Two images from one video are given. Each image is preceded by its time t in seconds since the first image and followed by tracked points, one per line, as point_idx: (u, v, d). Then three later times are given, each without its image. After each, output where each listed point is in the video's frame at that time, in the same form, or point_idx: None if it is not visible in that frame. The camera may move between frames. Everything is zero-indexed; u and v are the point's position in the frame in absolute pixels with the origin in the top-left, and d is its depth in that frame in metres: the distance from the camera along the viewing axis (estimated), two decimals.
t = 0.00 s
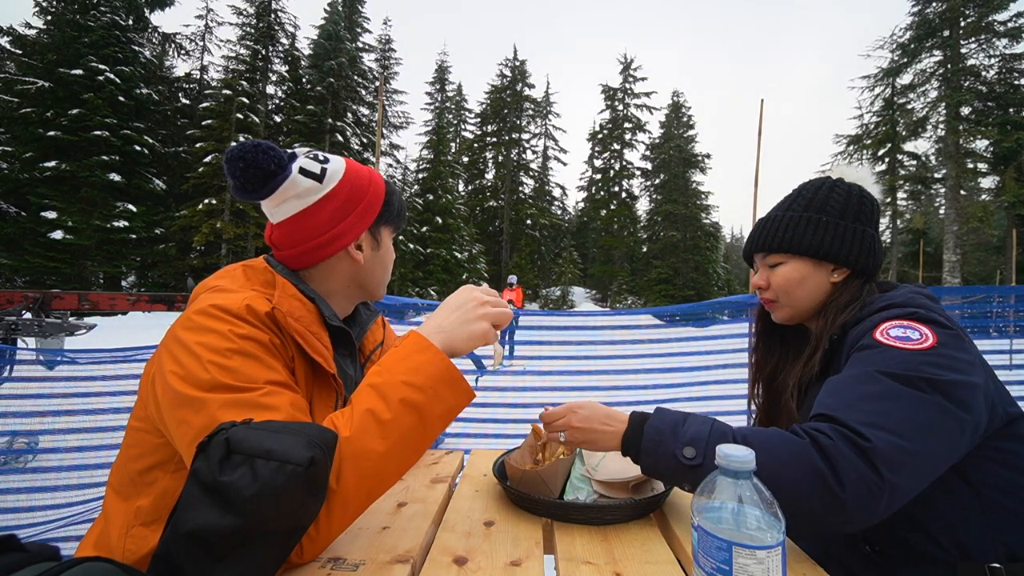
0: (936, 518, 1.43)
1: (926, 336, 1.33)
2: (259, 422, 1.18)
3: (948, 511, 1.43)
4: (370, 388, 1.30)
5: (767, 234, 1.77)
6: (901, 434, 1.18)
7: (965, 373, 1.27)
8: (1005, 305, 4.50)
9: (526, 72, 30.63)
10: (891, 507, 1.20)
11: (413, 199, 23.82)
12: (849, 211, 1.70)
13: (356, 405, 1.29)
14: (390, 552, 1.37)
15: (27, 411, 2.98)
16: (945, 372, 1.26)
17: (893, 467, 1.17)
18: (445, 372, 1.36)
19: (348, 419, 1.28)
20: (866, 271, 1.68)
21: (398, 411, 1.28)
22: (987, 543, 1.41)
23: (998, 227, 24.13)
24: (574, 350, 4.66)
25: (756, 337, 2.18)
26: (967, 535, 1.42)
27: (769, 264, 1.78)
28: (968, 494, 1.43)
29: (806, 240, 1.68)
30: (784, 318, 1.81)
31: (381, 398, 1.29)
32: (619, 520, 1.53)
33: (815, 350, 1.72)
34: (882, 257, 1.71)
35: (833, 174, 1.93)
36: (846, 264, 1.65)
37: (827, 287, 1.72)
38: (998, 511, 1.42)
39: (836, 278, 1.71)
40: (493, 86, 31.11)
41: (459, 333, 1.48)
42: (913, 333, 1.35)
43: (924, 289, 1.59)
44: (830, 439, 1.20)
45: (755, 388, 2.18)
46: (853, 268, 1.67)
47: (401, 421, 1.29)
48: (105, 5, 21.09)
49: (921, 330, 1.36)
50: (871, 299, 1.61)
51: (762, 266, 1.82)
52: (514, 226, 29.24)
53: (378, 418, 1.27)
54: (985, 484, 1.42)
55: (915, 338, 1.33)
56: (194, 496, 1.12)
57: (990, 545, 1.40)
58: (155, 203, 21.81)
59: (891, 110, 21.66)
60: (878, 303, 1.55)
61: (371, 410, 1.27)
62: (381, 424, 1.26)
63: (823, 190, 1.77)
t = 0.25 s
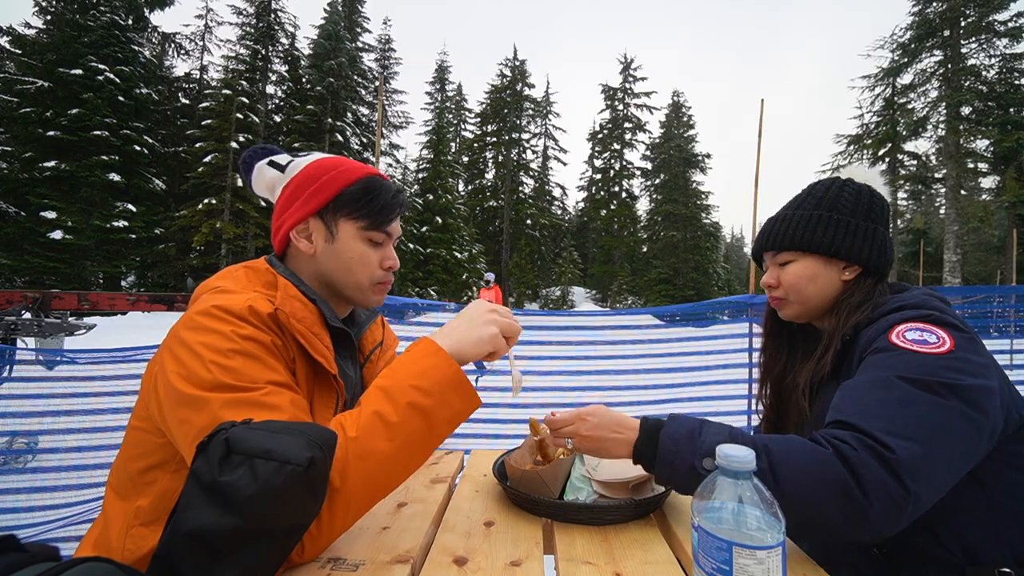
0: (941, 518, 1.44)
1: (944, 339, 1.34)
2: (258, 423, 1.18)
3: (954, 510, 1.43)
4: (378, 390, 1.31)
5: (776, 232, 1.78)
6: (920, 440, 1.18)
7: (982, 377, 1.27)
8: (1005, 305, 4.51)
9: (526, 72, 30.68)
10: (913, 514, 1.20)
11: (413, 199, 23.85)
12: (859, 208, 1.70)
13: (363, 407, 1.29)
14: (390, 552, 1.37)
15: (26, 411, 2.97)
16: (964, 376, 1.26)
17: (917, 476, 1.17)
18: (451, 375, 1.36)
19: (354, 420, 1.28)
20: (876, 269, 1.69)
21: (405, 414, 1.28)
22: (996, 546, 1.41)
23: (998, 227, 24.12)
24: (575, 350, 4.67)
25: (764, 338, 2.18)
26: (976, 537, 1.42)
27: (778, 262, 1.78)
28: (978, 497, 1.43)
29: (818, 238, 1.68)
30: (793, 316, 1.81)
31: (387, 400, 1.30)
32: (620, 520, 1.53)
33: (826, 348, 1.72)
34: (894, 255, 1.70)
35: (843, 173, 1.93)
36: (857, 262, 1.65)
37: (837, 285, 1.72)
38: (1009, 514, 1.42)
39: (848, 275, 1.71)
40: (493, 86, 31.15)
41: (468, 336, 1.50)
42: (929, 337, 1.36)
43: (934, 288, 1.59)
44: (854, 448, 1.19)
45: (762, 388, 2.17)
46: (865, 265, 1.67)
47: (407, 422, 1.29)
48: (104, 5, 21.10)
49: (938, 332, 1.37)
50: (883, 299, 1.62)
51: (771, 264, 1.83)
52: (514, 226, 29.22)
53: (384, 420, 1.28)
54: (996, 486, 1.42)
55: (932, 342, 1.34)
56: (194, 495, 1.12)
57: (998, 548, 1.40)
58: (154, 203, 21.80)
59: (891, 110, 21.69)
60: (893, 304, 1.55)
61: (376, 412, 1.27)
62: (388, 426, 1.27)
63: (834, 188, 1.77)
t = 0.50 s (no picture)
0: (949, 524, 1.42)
1: (951, 340, 1.33)
2: (259, 423, 1.17)
3: (962, 516, 1.42)
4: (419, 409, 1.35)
5: (772, 235, 1.77)
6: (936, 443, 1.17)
7: (990, 377, 1.26)
8: (1008, 305, 4.50)
9: (526, 70, 30.69)
10: (926, 515, 1.19)
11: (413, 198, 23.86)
12: (853, 209, 1.70)
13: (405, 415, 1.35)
14: (390, 553, 1.37)
15: (23, 412, 2.96)
16: (970, 377, 1.25)
17: (931, 477, 1.16)
18: (483, 416, 1.38)
19: (396, 427, 1.33)
20: (875, 272, 1.68)
21: (439, 438, 1.31)
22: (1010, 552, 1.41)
23: (1001, 227, 24.09)
24: (575, 350, 4.68)
25: (761, 341, 2.17)
26: (984, 541, 1.41)
27: (775, 266, 1.77)
28: (987, 502, 1.42)
29: (815, 241, 1.67)
30: (791, 320, 1.80)
31: (427, 424, 1.32)
32: (620, 521, 1.52)
33: (828, 352, 1.70)
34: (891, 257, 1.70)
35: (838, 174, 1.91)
36: (856, 264, 1.64)
37: (836, 288, 1.71)
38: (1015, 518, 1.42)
39: (845, 278, 1.70)
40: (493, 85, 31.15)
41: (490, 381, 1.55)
42: (937, 337, 1.34)
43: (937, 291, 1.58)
44: (865, 448, 1.18)
45: (761, 391, 2.16)
46: (861, 268, 1.66)
47: (441, 443, 1.32)
48: (102, 3, 21.07)
49: (943, 333, 1.35)
50: (887, 301, 1.61)
51: (768, 268, 1.81)
52: (514, 226, 29.20)
53: (421, 440, 1.30)
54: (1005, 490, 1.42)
55: (940, 342, 1.32)
56: (193, 496, 1.12)
57: (1010, 554, 1.41)
58: (153, 202, 21.78)
59: (893, 109, 21.66)
60: (895, 306, 1.55)
61: (414, 431, 1.30)
62: (423, 447, 1.29)
63: (829, 190, 1.77)
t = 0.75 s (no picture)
0: (943, 523, 1.41)
1: (952, 343, 1.32)
2: (258, 423, 1.16)
3: (958, 516, 1.42)
4: (414, 407, 1.35)
5: (770, 236, 1.76)
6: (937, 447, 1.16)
7: (992, 380, 1.25)
8: (1011, 305, 4.49)
9: (526, 69, 30.72)
10: (929, 521, 1.18)
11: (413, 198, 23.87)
12: (852, 212, 1.69)
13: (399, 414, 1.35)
14: (390, 555, 1.36)
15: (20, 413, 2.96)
16: (972, 379, 1.24)
17: (933, 483, 1.15)
18: (481, 412, 1.38)
19: (391, 426, 1.33)
20: (874, 273, 1.68)
21: (437, 437, 1.31)
22: (1009, 555, 1.39)
23: (1003, 226, 24.02)
24: (575, 351, 4.64)
25: (759, 343, 2.17)
26: (983, 542, 1.41)
27: (775, 266, 1.76)
28: (985, 503, 1.41)
29: (815, 241, 1.66)
30: (790, 321, 1.79)
31: (423, 422, 1.32)
32: (621, 524, 1.51)
33: (827, 355, 1.70)
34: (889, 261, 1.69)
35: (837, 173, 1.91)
36: (855, 265, 1.64)
37: (833, 290, 1.71)
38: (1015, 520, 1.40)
39: (843, 280, 1.70)
40: (493, 84, 31.14)
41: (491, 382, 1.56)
42: (938, 340, 1.34)
43: (937, 291, 1.57)
44: (867, 454, 1.17)
45: (761, 392, 2.16)
46: (859, 269, 1.66)
47: (440, 442, 1.32)
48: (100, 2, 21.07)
49: (945, 335, 1.35)
50: (888, 302, 1.60)
51: (767, 269, 1.80)
52: (514, 225, 29.19)
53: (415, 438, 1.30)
54: (1006, 493, 1.40)
55: (940, 344, 1.32)
56: (191, 497, 1.12)
57: (1008, 556, 1.39)
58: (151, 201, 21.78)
59: (895, 107, 21.59)
60: (895, 306, 1.55)
61: (410, 429, 1.30)
62: (419, 446, 1.29)
63: (829, 192, 1.76)
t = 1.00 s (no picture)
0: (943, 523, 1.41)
1: (916, 338, 1.32)
2: (254, 425, 1.16)
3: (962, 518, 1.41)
4: (342, 380, 1.27)
5: (738, 244, 1.77)
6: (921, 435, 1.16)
7: (958, 373, 1.25)
8: (1014, 305, 4.48)
9: (526, 68, 30.71)
10: (906, 514, 1.17)
11: (412, 197, 23.88)
12: (816, 217, 1.69)
13: (330, 400, 1.25)
14: (389, 556, 1.35)
15: (17, 413, 2.96)
16: (938, 370, 1.24)
17: (908, 467, 1.14)
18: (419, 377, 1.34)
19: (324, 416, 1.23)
20: (841, 276, 1.66)
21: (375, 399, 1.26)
22: (985, 552, 1.38)
23: (1006, 226, 24.00)
24: (574, 351, 4.63)
25: (736, 348, 2.17)
26: (959, 536, 1.40)
27: (745, 271, 1.76)
28: (959, 498, 1.41)
29: (780, 248, 1.66)
30: (761, 325, 1.78)
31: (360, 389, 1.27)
32: (623, 525, 1.50)
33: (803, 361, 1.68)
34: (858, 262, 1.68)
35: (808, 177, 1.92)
36: (821, 268, 1.64)
37: (804, 295, 1.70)
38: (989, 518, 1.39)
39: (812, 284, 1.69)
40: (493, 83, 31.10)
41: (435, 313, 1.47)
42: (902, 337, 1.33)
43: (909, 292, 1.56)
44: (843, 441, 1.16)
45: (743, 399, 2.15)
46: (827, 272, 1.65)
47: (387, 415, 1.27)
48: None
49: (910, 332, 1.35)
50: (857, 304, 1.59)
51: (739, 274, 1.80)
52: (514, 225, 29.17)
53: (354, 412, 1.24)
54: (981, 488, 1.40)
55: (905, 339, 1.32)
56: (189, 498, 1.11)
57: (986, 551, 1.38)
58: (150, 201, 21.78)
59: (898, 106, 21.50)
60: (864, 308, 1.53)
61: (354, 408, 1.24)
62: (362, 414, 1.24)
63: (796, 197, 1.76)
